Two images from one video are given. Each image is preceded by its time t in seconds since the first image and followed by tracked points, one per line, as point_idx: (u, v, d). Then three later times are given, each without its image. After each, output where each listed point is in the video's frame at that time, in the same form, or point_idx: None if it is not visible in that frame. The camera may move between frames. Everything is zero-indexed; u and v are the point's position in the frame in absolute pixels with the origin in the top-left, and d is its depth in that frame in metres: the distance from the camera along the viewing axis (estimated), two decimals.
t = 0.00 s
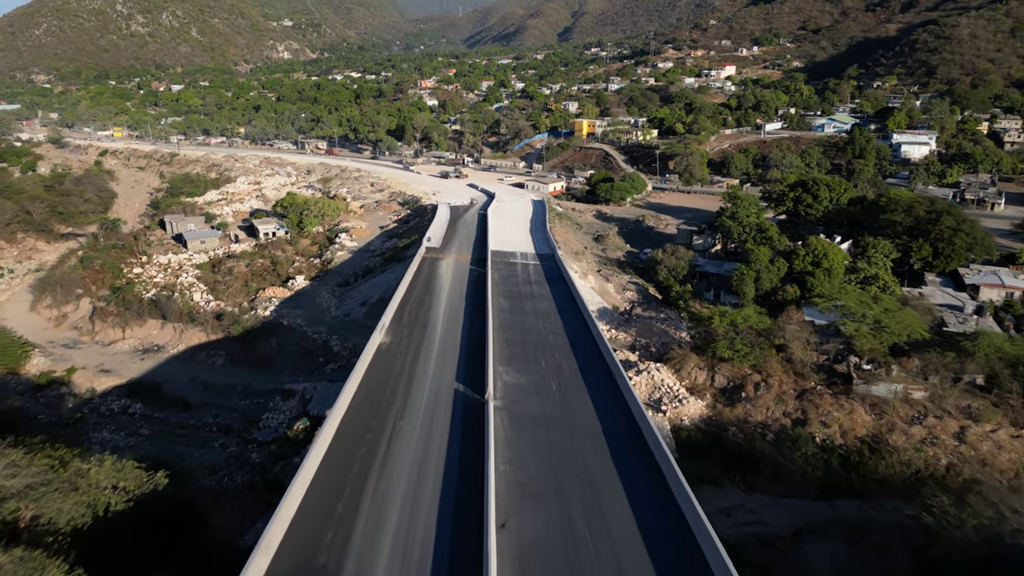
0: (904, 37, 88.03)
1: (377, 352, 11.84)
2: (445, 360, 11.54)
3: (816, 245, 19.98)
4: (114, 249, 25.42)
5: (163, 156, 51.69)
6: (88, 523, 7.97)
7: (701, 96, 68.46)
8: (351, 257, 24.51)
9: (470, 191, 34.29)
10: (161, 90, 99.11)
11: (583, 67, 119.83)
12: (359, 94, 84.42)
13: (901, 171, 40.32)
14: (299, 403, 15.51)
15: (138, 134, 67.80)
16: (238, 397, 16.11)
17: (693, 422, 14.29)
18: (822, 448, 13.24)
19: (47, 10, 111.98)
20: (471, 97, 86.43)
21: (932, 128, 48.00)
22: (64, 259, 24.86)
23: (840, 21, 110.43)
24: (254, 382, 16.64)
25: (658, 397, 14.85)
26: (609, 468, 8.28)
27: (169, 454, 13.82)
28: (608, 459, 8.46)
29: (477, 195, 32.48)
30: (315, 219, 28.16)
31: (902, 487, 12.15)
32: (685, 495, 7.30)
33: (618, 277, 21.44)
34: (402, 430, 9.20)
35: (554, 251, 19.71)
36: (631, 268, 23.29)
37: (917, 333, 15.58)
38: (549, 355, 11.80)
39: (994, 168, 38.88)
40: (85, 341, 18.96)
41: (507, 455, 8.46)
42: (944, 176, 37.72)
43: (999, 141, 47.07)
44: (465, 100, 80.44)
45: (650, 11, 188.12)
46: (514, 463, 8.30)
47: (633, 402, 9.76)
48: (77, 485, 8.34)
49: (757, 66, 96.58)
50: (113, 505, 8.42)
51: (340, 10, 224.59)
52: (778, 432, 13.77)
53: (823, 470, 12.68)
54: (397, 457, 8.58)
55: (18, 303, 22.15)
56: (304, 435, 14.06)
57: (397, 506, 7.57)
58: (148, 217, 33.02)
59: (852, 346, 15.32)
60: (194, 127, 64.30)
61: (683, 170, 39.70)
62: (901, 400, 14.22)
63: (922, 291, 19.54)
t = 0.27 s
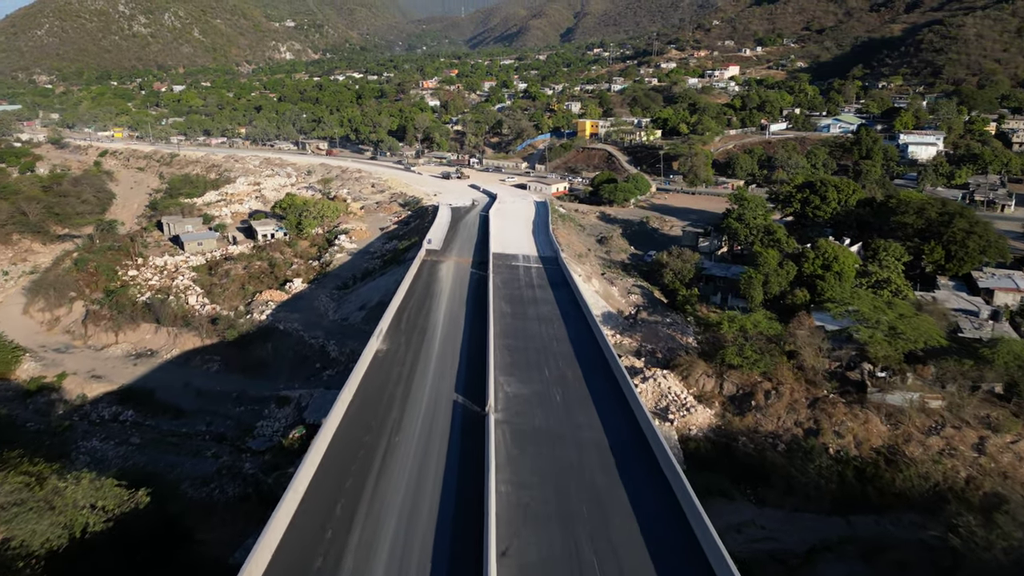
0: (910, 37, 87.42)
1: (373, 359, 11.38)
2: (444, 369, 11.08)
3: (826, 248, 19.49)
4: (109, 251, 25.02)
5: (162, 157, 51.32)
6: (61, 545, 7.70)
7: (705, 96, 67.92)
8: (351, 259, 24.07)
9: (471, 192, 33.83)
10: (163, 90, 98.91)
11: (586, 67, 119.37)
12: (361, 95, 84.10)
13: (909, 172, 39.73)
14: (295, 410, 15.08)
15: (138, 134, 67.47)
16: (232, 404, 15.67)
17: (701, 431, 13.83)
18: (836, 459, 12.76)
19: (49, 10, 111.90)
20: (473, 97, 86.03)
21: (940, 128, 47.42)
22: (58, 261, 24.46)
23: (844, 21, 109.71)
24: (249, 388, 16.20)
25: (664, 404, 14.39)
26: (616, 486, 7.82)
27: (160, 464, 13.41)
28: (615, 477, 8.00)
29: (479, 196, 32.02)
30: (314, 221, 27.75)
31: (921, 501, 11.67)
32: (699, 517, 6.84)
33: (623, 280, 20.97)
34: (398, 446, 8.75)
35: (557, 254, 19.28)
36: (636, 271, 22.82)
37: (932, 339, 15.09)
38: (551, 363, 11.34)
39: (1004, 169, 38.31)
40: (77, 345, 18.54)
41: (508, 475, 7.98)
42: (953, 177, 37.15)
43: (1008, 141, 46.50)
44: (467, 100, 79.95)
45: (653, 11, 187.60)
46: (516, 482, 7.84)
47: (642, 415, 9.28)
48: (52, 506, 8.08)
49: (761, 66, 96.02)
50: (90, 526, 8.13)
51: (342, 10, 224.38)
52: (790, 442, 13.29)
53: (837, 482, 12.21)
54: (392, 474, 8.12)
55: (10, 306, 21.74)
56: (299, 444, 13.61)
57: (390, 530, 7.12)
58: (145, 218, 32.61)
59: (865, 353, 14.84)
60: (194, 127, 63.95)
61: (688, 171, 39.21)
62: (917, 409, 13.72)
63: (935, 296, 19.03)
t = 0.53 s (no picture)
0: (915, 37, 86.78)
1: (370, 367, 10.91)
2: (443, 378, 10.60)
3: (837, 251, 18.97)
4: (105, 253, 24.61)
5: (162, 157, 50.96)
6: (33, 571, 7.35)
7: (709, 96, 67.41)
8: (350, 261, 23.64)
9: (473, 193, 33.38)
10: (165, 91, 98.74)
11: (589, 67, 118.95)
12: (363, 95, 83.81)
13: (917, 173, 39.13)
14: (291, 418, 14.61)
15: (139, 134, 67.20)
16: (226, 411, 15.23)
17: (710, 441, 13.33)
18: (852, 471, 12.23)
19: (52, 11, 111.85)
20: (476, 97, 85.67)
21: (948, 129, 46.83)
22: (53, 263, 24.04)
23: (848, 21, 109.06)
24: (244, 395, 15.75)
25: (672, 413, 13.91)
26: (626, 508, 7.32)
27: (150, 475, 12.98)
28: (624, 498, 7.50)
29: (481, 197, 31.55)
30: (314, 222, 27.33)
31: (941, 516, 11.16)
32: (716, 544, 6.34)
33: (628, 284, 20.46)
34: (393, 462, 8.26)
35: (561, 256, 18.83)
36: (641, 273, 22.33)
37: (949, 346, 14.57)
38: (556, 372, 10.86)
39: (1014, 170, 37.73)
40: (69, 350, 18.12)
41: (511, 495, 7.50)
42: (962, 178, 36.59)
43: (1017, 142, 45.90)
44: (470, 101, 79.53)
45: (656, 12, 187.11)
46: (518, 504, 7.36)
47: (652, 429, 8.80)
48: (26, 524, 7.72)
49: (765, 66, 95.45)
50: (66, 549, 7.79)
51: (345, 10, 224.29)
52: (803, 452, 12.78)
53: (853, 496, 11.66)
54: (386, 493, 7.65)
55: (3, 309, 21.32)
56: (294, 453, 13.13)
57: (383, 557, 6.63)
58: (143, 219, 32.22)
59: (881, 360, 14.32)
60: (195, 127, 63.65)
61: (692, 172, 38.74)
62: (935, 419, 13.21)
63: (949, 300, 18.51)
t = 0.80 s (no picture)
0: (921, 37, 86.09)
1: (366, 377, 10.43)
2: (442, 389, 10.12)
3: (849, 254, 18.45)
4: (101, 255, 24.19)
5: (162, 158, 50.61)
6: None
7: (713, 96, 66.87)
8: (350, 263, 23.19)
9: (475, 194, 32.92)
10: (168, 91, 98.53)
11: (592, 68, 118.56)
12: (365, 95, 83.53)
13: (926, 174, 38.33)
14: (286, 426, 14.14)
15: (140, 134, 66.90)
16: (220, 418, 14.77)
17: (721, 453, 12.82)
18: (870, 484, 11.71)
19: (54, 11, 111.75)
20: (478, 98, 85.29)
21: (956, 129, 46.23)
22: (48, 264, 23.61)
23: (853, 21, 108.29)
24: (239, 401, 15.29)
25: (681, 422, 13.42)
26: (636, 535, 6.83)
27: (140, 486, 12.53)
28: (635, 523, 7.00)
29: (483, 198, 31.11)
30: (313, 223, 26.91)
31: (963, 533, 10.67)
32: None
33: (633, 287, 19.96)
34: (388, 481, 7.78)
35: (565, 259, 18.35)
36: (646, 276, 21.86)
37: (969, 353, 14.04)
38: (560, 383, 10.37)
39: None
40: (61, 354, 17.70)
41: (513, 518, 7.02)
42: (972, 179, 36.00)
43: None
44: (472, 101, 79.06)
45: (658, 12, 186.65)
46: (521, 528, 6.88)
47: (663, 446, 8.30)
48: None
49: (770, 66, 94.82)
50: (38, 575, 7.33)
51: (347, 10, 224.18)
52: (817, 465, 12.27)
53: (871, 512, 11.11)
54: (380, 515, 7.17)
55: None
56: (288, 463, 12.64)
57: None
58: (141, 220, 31.81)
59: (896, 368, 13.83)
60: (196, 128, 63.37)
61: (697, 173, 38.24)
62: (955, 430, 12.70)
63: (965, 305, 17.98)
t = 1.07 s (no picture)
0: (927, 36, 85.42)
1: (361, 387, 9.96)
2: (441, 401, 9.65)
3: (861, 257, 17.95)
4: (97, 256, 23.82)
5: (162, 158, 50.30)
6: None
7: (717, 96, 66.35)
8: (350, 266, 22.77)
9: (477, 194, 32.47)
10: (170, 91, 98.34)
11: (595, 68, 118.08)
12: (367, 95, 83.22)
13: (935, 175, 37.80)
14: (281, 435, 13.70)
15: (141, 135, 66.64)
16: (214, 426, 14.34)
17: (731, 464, 12.33)
18: (888, 499, 11.20)
19: (57, 11, 111.70)
20: (481, 98, 84.91)
21: (964, 129, 45.64)
22: (42, 266, 23.24)
23: (858, 21, 107.56)
24: (234, 408, 14.85)
25: (689, 431, 12.94)
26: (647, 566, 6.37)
27: (129, 498, 12.10)
28: (645, 552, 6.55)
29: (485, 199, 30.69)
30: (313, 224, 26.51)
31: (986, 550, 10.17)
32: None
33: (639, 290, 19.49)
34: (382, 503, 7.33)
35: (569, 262, 17.88)
36: (651, 279, 21.40)
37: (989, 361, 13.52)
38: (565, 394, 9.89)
39: None
40: (53, 359, 17.31)
41: (515, 546, 6.56)
42: (982, 179, 35.44)
43: None
44: (475, 101, 78.58)
45: (661, 12, 186.09)
46: (524, 557, 6.42)
47: (675, 467, 7.83)
48: None
49: (774, 66, 94.20)
50: None
51: (350, 11, 224.12)
52: (832, 477, 11.76)
53: (889, 528, 10.62)
54: (372, 541, 6.71)
55: None
56: (283, 473, 12.19)
57: None
58: (139, 221, 31.46)
59: (913, 376, 13.33)
60: (198, 128, 63.09)
61: (703, 173, 37.76)
62: (975, 442, 12.19)
63: (981, 310, 17.44)
